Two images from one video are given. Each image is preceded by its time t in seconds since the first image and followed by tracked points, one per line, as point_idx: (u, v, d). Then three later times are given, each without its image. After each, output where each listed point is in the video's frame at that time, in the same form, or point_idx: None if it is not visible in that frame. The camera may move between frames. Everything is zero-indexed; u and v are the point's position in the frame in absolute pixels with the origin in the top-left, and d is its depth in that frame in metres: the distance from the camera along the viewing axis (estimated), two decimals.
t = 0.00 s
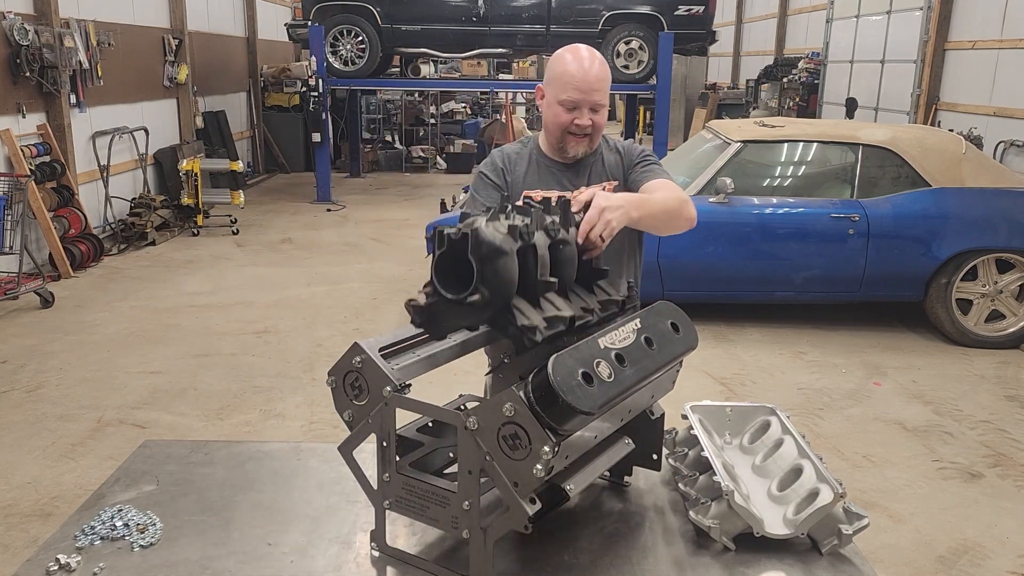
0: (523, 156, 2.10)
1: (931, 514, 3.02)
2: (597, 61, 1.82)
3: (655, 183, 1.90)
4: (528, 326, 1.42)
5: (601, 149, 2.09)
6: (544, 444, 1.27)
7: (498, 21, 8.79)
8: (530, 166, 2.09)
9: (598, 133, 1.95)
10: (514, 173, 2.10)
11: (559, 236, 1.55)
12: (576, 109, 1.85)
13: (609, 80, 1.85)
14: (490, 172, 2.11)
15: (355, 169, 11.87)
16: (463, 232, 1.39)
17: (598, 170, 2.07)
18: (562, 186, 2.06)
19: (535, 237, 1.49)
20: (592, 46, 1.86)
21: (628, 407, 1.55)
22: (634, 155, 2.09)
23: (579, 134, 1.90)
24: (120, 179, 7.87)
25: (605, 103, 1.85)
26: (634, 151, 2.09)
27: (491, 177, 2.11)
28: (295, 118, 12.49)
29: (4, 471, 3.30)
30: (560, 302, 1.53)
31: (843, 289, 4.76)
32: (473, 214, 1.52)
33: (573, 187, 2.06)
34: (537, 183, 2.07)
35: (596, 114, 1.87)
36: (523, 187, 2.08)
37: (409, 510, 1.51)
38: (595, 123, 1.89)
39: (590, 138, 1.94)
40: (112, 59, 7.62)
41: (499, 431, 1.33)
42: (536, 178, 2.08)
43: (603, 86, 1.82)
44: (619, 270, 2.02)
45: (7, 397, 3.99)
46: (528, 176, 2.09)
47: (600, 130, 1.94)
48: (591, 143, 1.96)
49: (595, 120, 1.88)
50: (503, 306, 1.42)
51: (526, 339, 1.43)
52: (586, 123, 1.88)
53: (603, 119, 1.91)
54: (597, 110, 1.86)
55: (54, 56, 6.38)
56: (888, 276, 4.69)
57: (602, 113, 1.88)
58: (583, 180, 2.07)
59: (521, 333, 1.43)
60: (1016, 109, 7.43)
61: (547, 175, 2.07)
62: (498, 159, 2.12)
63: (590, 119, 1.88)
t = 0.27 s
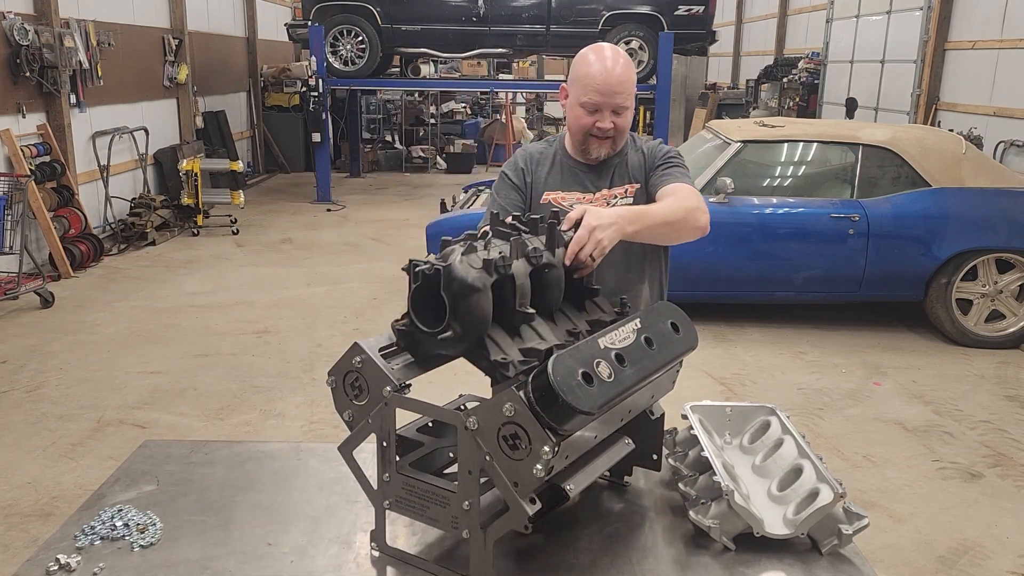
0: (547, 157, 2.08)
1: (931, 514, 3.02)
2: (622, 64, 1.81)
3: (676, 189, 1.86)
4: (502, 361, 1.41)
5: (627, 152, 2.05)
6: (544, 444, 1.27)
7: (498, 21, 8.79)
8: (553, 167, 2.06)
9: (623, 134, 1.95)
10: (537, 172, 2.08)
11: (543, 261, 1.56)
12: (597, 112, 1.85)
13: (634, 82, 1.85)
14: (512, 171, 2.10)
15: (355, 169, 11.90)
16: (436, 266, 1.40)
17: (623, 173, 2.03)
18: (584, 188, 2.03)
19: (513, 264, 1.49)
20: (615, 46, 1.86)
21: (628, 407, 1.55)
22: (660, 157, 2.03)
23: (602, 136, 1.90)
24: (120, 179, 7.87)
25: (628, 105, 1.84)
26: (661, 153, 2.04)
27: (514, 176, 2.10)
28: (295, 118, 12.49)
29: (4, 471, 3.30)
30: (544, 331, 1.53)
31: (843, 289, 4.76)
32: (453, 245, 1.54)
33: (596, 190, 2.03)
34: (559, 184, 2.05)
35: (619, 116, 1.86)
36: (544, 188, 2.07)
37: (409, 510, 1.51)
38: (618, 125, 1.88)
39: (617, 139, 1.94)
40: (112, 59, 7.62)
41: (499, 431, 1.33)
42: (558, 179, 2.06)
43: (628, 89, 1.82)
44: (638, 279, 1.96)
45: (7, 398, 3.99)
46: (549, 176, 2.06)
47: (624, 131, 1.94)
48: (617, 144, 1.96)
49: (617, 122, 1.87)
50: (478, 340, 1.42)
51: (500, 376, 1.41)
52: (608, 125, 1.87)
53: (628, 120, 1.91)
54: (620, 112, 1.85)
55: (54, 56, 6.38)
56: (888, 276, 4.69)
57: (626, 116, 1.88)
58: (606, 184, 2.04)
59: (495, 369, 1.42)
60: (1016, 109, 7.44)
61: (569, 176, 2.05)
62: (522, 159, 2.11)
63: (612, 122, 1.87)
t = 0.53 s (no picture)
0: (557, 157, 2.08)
1: (931, 514, 3.02)
2: (619, 71, 1.80)
3: (687, 194, 1.83)
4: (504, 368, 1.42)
5: (639, 153, 2.03)
6: (544, 444, 1.27)
7: (498, 21, 8.79)
8: (563, 168, 2.07)
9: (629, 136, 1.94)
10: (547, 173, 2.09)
11: (540, 266, 1.57)
12: (592, 115, 1.86)
13: (636, 87, 1.83)
14: (523, 172, 2.12)
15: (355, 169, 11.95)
16: (433, 277, 1.40)
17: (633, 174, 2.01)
18: (593, 188, 2.03)
19: (511, 271, 1.50)
20: (622, 48, 1.84)
21: (628, 408, 1.55)
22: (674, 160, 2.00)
23: (599, 137, 1.91)
24: (120, 179, 7.87)
25: (624, 109, 1.84)
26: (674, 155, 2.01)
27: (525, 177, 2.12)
28: (295, 119, 12.49)
29: (4, 471, 3.30)
30: (544, 335, 1.55)
31: (843, 289, 4.76)
32: (449, 254, 1.54)
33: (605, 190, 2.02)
34: (567, 184, 2.05)
35: (616, 119, 1.86)
36: (552, 188, 2.07)
37: (409, 510, 1.51)
38: (615, 129, 1.88)
39: (619, 142, 1.94)
40: (112, 59, 7.62)
41: (499, 431, 1.33)
42: (567, 179, 2.06)
43: (622, 95, 1.81)
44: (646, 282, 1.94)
45: (7, 398, 3.99)
46: (559, 176, 2.07)
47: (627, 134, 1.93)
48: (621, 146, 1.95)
49: (613, 125, 1.87)
50: (478, 349, 1.42)
51: (502, 383, 1.41)
52: (604, 128, 1.88)
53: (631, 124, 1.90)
54: (615, 117, 1.86)
55: (54, 56, 6.38)
56: (888, 276, 4.69)
57: (624, 120, 1.87)
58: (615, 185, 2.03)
59: (497, 376, 1.42)
60: (1016, 109, 7.43)
61: (578, 177, 2.05)
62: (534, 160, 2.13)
63: (608, 125, 1.87)
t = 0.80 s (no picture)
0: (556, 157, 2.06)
1: (931, 514, 3.02)
2: (601, 62, 1.80)
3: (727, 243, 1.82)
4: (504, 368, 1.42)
5: (642, 155, 2.02)
6: (544, 444, 1.27)
7: (498, 21, 8.79)
8: (562, 168, 2.04)
9: (619, 134, 1.91)
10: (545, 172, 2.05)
11: (540, 266, 1.57)
12: (578, 109, 1.84)
13: (621, 78, 1.82)
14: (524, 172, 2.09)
15: (355, 169, 11.95)
16: (433, 277, 1.40)
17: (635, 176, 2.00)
18: (591, 188, 2.00)
19: (511, 271, 1.50)
20: (607, 44, 1.85)
21: (627, 408, 1.55)
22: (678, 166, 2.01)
23: (587, 133, 1.88)
24: (120, 179, 7.88)
25: (611, 101, 1.82)
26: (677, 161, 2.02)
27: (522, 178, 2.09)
28: (295, 119, 12.50)
29: (4, 471, 3.30)
30: (543, 335, 1.55)
31: (843, 289, 4.77)
32: (449, 254, 1.54)
33: (604, 190, 1.99)
34: (565, 184, 2.02)
35: (602, 112, 1.84)
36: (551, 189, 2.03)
37: (409, 510, 1.51)
38: (603, 122, 1.86)
39: (609, 138, 1.90)
40: (112, 59, 7.62)
41: (499, 431, 1.33)
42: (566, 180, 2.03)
43: (606, 84, 1.80)
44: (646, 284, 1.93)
45: (7, 397, 3.99)
46: (557, 176, 2.04)
47: (617, 131, 1.90)
48: (612, 143, 1.91)
49: (600, 118, 1.84)
50: (478, 348, 1.42)
51: (502, 383, 1.41)
52: (591, 123, 1.85)
53: (620, 118, 1.87)
54: (601, 109, 1.83)
55: (53, 56, 6.39)
56: (888, 276, 4.69)
57: (613, 112, 1.85)
58: (615, 185, 2.00)
59: (497, 376, 1.42)
60: (1016, 109, 7.43)
61: (575, 176, 2.02)
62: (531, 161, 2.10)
63: (595, 119, 1.85)
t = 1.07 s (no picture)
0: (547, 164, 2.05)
1: (931, 514, 3.02)
2: (600, 52, 1.84)
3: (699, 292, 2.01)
4: (504, 366, 1.43)
5: (633, 160, 2.02)
6: (544, 444, 1.27)
7: (498, 21, 8.79)
8: (553, 175, 2.03)
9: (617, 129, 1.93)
10: (535, 179, 2.04)
11: (539, 266, 1.57)
12: (579, 101, 1.84)
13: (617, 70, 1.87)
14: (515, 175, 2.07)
15: (355, 169, 11.95)
16: (433, 276, 1.40)
17: (627, 181, 2.00)
18: (582, 194, 1.99)
19: (510, 271, 1.49)
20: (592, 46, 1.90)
21: (628, 408, 1.54)
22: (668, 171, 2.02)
23: (592, 128, 1.87)
24: (120, 179, 7.88)
25: (611, 90, 1.84)
26: (667, 166, 2.03)
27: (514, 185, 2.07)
28: (295, 119, 12.50)
29: (4, 471, 3.30)
30: (544, 335, 1.55)
31: (843, 289, 4.76)
32: (448, 254, 1.54)
33: (595, 197, 1.99)
34: (557, 190, 2.01)
35: (604, 102, 1.85)
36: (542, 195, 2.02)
37: (409, 510, 1.51)
38: (605, 113, 1.86)
39: (612, 132, 1.91)
40: (112, 59, 7.62)
41: (499, 431, 1.33)
42: (558, 187, 2.02)
43: (608, 71, 1.83)
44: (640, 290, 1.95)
45: (7, 398, 4.00)
46: (549, 183, 2.03)
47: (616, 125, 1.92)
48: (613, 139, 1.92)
49: (602, 109, 1.85)
50: (478, 349, 1.42)
51: (502, 382, 1.41)
52: (594, 114, 1.86)
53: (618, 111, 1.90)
54: (605, 98, 1.85)
55: (53, 56, 6.39)
56: (888, 276, 4.69)
57: (615, 102, 1.87)
58: (606, 191, 2.00)
59: (496, 376, 1.42)
60: (1016, 109, 7.43)
61: (567, 181, 2.01)
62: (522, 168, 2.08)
63: (598, 109, 1.85)
